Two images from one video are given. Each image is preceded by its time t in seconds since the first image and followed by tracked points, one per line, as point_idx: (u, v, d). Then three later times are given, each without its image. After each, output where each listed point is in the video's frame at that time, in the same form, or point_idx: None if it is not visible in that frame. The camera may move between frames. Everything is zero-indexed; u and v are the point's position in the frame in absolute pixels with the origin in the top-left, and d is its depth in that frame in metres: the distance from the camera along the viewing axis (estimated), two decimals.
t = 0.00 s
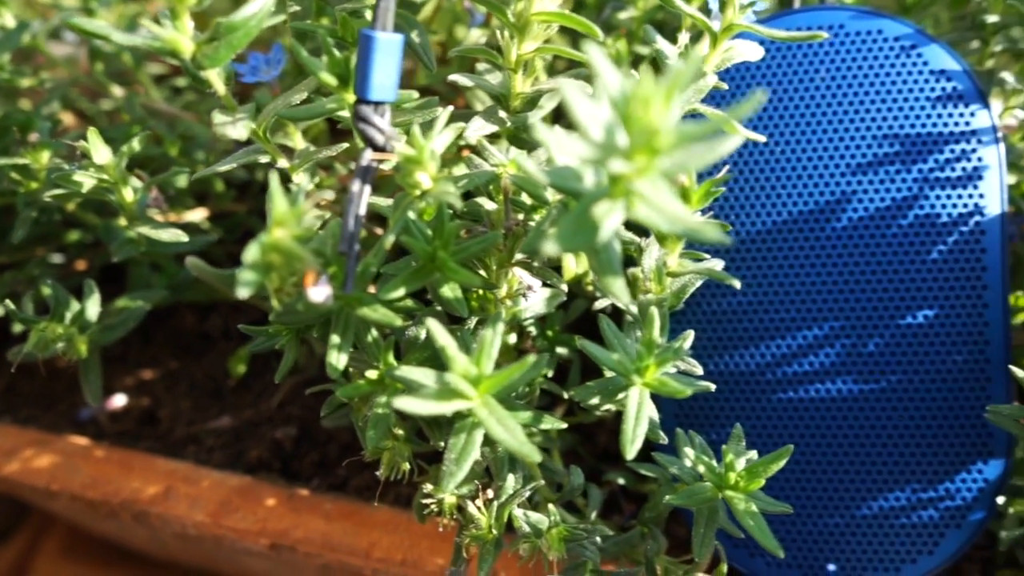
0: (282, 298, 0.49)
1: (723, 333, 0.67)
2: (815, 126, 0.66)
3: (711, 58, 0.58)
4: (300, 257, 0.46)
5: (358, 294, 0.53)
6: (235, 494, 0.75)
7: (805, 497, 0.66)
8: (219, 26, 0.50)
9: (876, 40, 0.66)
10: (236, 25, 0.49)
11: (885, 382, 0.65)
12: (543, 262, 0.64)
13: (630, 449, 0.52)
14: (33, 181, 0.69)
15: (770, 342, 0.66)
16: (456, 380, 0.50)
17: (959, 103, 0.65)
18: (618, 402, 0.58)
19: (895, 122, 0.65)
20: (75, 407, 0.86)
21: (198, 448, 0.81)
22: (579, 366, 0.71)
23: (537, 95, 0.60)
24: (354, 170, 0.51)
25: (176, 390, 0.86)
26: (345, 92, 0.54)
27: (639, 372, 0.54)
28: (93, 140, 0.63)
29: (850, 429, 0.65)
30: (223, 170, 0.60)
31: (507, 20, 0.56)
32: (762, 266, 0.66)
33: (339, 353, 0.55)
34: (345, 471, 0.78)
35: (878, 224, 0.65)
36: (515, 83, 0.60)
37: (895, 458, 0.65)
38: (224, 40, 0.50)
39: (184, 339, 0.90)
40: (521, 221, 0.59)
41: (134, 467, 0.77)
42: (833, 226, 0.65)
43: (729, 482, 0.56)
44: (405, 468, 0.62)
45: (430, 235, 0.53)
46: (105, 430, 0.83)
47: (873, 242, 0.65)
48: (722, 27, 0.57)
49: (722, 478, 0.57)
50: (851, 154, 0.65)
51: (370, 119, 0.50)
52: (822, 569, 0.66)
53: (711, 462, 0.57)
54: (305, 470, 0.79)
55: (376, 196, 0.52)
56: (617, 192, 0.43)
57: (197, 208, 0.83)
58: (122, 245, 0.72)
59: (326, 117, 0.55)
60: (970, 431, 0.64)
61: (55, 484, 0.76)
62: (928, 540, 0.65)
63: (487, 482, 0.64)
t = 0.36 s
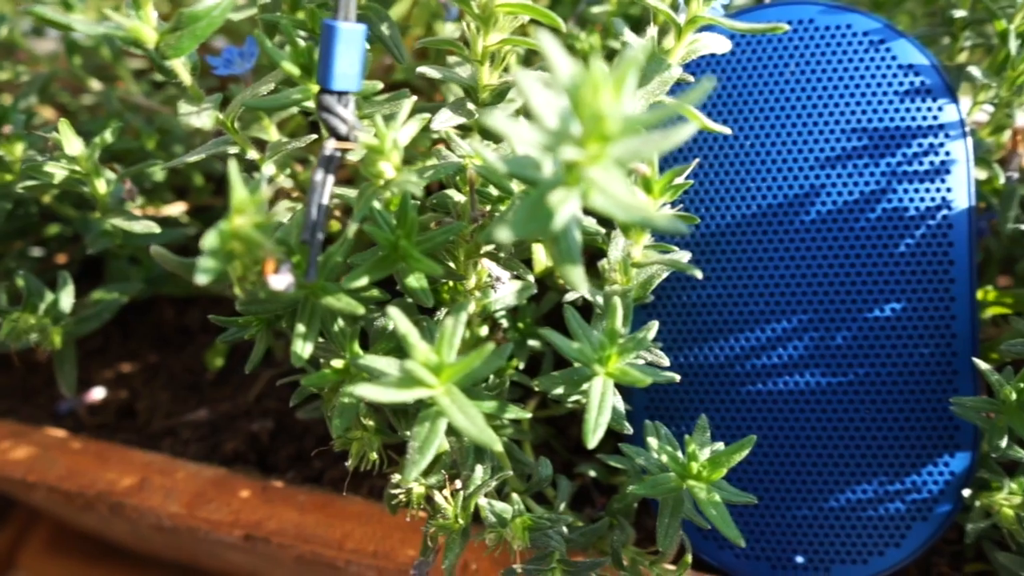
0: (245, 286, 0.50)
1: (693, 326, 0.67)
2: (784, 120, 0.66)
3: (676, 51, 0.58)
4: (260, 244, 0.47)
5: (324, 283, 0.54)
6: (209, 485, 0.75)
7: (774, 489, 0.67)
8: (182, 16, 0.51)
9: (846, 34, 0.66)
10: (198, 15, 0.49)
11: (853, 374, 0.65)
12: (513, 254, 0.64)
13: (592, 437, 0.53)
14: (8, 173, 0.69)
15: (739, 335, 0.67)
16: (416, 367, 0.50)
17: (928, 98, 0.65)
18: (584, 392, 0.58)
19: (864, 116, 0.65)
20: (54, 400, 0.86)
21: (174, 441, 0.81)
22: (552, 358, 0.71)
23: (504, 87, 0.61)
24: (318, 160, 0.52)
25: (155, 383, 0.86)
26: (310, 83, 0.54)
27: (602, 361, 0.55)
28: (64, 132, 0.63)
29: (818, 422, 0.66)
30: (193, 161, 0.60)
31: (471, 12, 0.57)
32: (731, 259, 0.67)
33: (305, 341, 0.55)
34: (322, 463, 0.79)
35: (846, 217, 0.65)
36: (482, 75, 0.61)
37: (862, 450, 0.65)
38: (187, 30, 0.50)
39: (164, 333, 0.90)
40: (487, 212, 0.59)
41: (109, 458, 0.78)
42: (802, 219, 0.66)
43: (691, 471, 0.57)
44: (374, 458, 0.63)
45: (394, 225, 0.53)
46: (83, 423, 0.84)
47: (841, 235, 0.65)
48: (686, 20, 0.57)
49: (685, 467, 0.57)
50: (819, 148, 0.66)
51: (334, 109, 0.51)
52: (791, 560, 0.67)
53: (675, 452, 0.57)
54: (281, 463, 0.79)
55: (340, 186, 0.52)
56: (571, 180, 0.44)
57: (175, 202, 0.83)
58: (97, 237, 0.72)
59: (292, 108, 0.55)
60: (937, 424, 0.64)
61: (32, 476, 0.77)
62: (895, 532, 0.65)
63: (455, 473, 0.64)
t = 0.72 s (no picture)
0: (207, 276, 0.50)
1: (662, 319, 0.68)
2: (752, 114, 0.67)
3: (640, 44, 0.59)
4: (220, 234, 0.47)
5: (286, 273, 0.54)
6: (183, 478, 0.75)
7: (742, 481, 0.67)
8: (145, 8, 0.51)
9: (814, 29, 0.67)
10: (160, 7, 0.50)
11: (819, 367, 0.66)
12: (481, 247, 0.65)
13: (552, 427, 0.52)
14: None
15: (707, 328, 0.67)
16: (376, 357, 0.51)
17: (894, 92, 0.65)
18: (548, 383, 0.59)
19: (831, 110, 0.66)
20: (32, 394, 0.87)
21: (150, 434, 0.82)
22: (524, 351, 0.72)
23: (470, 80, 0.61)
24: (281, 150, 0.52)
25: (132, 377, 0.87)
26: (275, 75, 0.54)
27: (563, 352, 0.55)
28: (35, 125, 0.64)
29: (786, 414, 0.66)
30: (162, 152, 0.61)
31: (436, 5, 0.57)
32: (699, 252, 0.67)
33: (269, 331, 0.55)
34: (297, 457, 0.79)
35: (813, 211, 0.66)
36: (449, 69, 0.61)
37: (828, 443, 0.66)
38: (150, 22, 0.50)
39: (143, 328, 0.91)
40: (453, 204, 0.59)
41: (84, 451, 0.78)
42: (769, 213, 0.66)
43: (652, 461, 0.57)
44: (342, 450, 0.63)
45: (357, 215, 0.54)
46: (60, 417, 0.84)
47: (808, 229, 0.66)
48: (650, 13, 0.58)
49: (647, 457, 0.57)
50: (786, 142, 0.66)
51: (296, 100, 0.51)
52: (758, 552, 0.67)
53: (637, 442, 0.57)
54: (256, 456, 0.79)
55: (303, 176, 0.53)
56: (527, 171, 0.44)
57: (152, 197, 0.84)
58: (71, 231, 0.73)
59: (258, 100, 0.56)
60: (902, 417, 0.65)
61: (8, 469, 0.78)
62: (861, 524, 0.65)
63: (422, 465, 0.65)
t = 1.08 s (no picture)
0: (162, 268, 0.50)
1: (626, 313, 0.68)
2: (715, 109, 0.67)
3: (598, 38, 0.59)
4: (172, 225, 0.47)
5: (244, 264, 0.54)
6: (152, 472, 0.76)
7: (705, 474, 0.67)
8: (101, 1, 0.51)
9: (777, 24, 0.67)
10: None
11: (781, 361, 0.66)
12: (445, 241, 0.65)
13: (507, 417, 0.52)
14: None
15: (670, 322, 0.67)
16: (329, 349, 0.51)
17: (856, 87, 0.66)
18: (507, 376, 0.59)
19: (793, 104, 0.66)
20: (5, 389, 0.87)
21: (121, 428, 0.82)
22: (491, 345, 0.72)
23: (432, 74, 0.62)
24: (237, 143, 0.52)
25: (105, 372, 0.87)
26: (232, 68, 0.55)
27: (518, 344, 0.55)
28: None
29: (749, 407, 0.66)
30: (124, 147, 0.61)
31: None
32: (663, 246, 0.67)
33: (227, 324, 0.56)
34: (267, 451, 0.79)
35: (776, 204, 0.66)
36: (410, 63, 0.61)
37: (790, 436, 0.66)
38: (106, 15, 0.50)
39: (117, 323, 0.91)
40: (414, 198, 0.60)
41: (54, 445, 0.78)
42: (732, 206, 0.66)
43: (608, 454, 0.57)
44: (306, 443, 0.64)
45: (316, 207, 0.54)
46: (32, 411, 0.84)
47: (770, 222, 0.66)
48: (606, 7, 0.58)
49: (603, 449, 0.57)
50: (749, 136, 0.66)
51: (251, 93, 0.51)
52: (721, 545, 0.67)
53: (593, 434, 0.57)
54: (226, 450, 0.80)
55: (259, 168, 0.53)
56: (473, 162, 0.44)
57: (124, 192, 0.84)
58: (40, 225, 0.73)
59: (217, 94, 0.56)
60: (864, 410, 0.65)
61: None
62: (824, 518, 0.66)
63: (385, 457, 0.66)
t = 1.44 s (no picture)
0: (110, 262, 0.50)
1: (587, 307, 0.68)
2: (675, 104, 0.67)
3: (552, 32, 0.59)
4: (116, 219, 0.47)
5: (195, 258, 0.54)
6: (118, 468, 0.76)
7: (666, 468, 0.67)
8: None
9: (736, 18, 0.67)
10: None
11: (740, 355, 0.66)
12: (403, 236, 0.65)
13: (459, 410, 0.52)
14: None
15: (631, 316, 0.67)
16: (277, 342, 0.51)
17: (815, 81, 0.66)
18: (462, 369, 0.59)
19: (752, 99, 0.66)
20: None
21: (90, 424, 0.82)
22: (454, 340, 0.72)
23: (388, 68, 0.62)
24: (187, 136, 0.53)
25: (76, 368, 0.87)
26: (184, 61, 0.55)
27: (470, 337, 0.55)
28: None
29: (709, 401, 0.67)
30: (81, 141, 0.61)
31: None
32: (624, 241, 0.68)
33: (180, 318, 0.56)
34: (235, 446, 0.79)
35: (735, 199, 0.66)
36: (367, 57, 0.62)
37: (750, 430, 0.66)
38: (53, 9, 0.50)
39: (88, 320, 0.91)
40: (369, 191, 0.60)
41: (22, 442, 0.78)
42: (692, 201, 0.67)
43: (561, 446, 0.57)
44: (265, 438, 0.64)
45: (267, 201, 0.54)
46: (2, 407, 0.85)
47: (730, 216, 0.66)
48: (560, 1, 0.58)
49: (557, 442, 0.57)
50: (709, 131, 0.67)
51: (199, 86, 0.52)
52: (682, 539, 0.67)
53: (546, 427, 0.57)
54: (194, 446, 0.80)
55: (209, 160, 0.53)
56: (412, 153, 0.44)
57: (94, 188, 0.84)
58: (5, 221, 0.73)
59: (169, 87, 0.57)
60: (823, 404, 0.65)
61: None
62: (783, 511, 0.66)
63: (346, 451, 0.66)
